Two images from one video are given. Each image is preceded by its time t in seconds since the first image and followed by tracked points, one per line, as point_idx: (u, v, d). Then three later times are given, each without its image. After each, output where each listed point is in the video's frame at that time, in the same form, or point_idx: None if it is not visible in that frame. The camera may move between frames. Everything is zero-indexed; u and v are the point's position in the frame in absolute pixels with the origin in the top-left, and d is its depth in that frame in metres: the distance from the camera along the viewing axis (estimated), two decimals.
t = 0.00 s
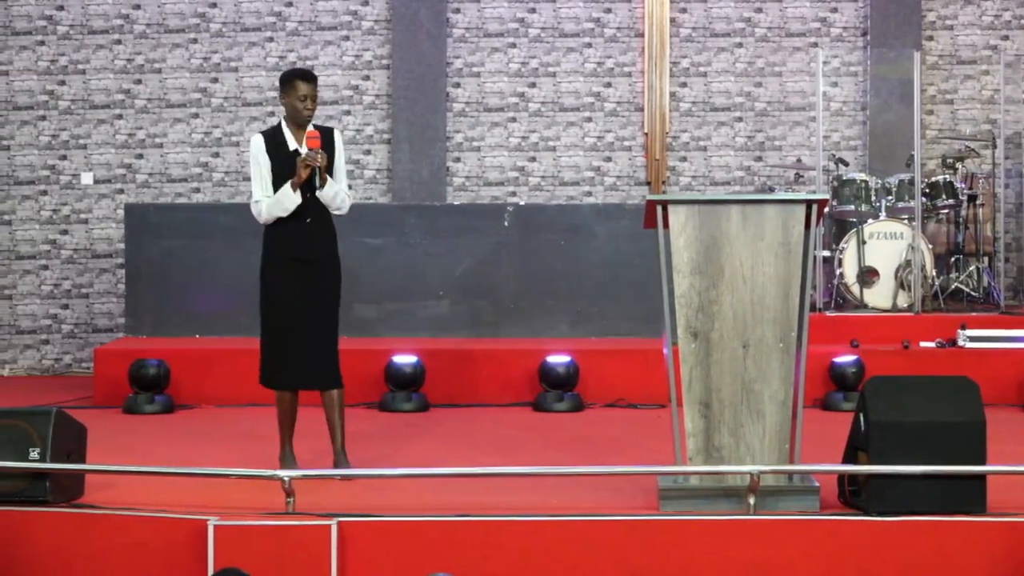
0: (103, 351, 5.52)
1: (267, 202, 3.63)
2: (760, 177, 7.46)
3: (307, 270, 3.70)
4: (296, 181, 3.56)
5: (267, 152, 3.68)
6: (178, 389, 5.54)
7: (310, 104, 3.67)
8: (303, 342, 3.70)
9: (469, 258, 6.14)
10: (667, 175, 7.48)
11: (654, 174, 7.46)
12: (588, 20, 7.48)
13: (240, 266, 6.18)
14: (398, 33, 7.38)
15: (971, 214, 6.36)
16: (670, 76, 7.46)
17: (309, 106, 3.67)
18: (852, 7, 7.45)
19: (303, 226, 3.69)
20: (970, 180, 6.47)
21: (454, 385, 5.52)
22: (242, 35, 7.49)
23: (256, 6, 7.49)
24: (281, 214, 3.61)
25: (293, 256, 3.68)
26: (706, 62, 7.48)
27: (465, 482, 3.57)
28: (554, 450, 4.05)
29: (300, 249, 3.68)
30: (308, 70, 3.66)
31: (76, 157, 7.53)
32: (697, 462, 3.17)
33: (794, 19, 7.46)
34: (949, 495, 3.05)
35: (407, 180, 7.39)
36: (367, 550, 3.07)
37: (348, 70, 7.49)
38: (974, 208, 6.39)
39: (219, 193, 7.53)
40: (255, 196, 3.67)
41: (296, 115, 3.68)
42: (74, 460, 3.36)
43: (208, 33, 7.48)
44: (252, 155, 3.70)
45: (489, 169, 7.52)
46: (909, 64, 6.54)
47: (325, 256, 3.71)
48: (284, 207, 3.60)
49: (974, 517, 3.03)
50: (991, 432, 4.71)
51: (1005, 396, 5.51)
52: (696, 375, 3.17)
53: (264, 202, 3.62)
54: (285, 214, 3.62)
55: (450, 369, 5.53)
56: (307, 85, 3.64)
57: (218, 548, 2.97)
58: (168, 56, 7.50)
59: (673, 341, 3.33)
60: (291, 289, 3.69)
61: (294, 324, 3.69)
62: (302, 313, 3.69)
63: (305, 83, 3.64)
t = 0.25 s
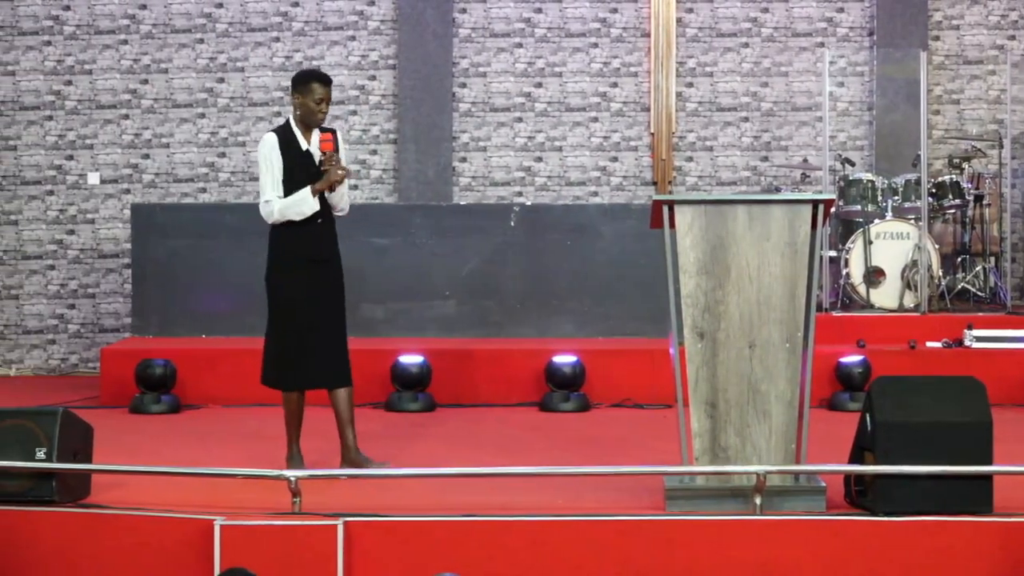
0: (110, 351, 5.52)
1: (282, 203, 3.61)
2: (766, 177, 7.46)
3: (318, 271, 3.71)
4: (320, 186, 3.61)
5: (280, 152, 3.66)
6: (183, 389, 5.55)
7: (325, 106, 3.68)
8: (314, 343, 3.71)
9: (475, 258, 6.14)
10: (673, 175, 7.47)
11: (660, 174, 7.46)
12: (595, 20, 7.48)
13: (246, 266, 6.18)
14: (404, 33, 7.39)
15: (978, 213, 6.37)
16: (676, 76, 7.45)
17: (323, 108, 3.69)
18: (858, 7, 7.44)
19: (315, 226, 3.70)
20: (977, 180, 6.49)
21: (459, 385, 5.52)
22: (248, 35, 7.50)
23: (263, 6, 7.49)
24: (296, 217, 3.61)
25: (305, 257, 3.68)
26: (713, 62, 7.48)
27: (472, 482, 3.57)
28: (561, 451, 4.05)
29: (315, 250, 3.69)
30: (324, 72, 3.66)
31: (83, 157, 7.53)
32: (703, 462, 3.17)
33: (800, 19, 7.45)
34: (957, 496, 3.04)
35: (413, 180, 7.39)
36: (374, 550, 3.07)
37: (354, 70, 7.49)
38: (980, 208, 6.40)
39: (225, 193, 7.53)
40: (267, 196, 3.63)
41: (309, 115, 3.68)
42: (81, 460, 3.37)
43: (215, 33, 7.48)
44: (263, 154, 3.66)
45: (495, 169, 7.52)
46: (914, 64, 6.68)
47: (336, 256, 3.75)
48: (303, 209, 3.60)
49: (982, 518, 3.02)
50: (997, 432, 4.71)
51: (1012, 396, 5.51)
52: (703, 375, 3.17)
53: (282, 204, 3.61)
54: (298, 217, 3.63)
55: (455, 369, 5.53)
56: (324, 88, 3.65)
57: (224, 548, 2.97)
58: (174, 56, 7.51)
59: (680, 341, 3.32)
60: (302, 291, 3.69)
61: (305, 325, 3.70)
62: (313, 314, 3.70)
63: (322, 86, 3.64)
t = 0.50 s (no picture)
0: (115, 351, 5.53)
1: (301, 202, 3.62)
2: (770, 177, 7.46)
3: (331, 270, 3.73)
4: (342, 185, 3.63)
5: (298, 150, 3.66)
6: (186, 389, 5.55)
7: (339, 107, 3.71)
8: (326, 342, 3.72)
9: (479, 258, 6.14)
10: (678, 175, 7.47)
11: (665, 174, 7.45)
12: (599, 20, 7.48)
13: (249, 265, 6.18)
14: (409, 33, 7.38)
15: (982, 214, 6.37)
16: (681, 76, 7.45)
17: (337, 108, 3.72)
18: (863, 7, 7.44)
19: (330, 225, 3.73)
20: (981, 180, 6.51)
21: (463, 384, 5.53)
22: (252, 35, 7.50)
23: (267, 6, 7.50)
24: (314, 216, 3.63)
25: (319, 255, 3.69)
26: (717, 62, 7.48)
27: (478, 482, 3.58)
28: (566, 450, 4.05)
29: (329, 247, 3.71)
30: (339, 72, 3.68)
31: (87, 157, 7.54)
32: (707, 462, 3.17)
33: (805, 19, 7.45)
34: (962, 496, 3.03)
35: (417, 179, 7.39)
36: (378, 550, 3.07)
37: (359, 70, 7.49)
38: (985, 208, 6.40)
39: (229, 193, 7.53)
40: (284, 195, 3.63)
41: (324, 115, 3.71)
42: (85, 460, 3.37)
43: (219, 33, 7.48)
44: (281, 151, 3.65)
45: (500, 170, 7.52)
46: (918, 64, 6.55)
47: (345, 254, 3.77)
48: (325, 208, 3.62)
49: (987, 518, 3.01)
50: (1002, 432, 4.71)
51: (1017, 396, 5.51)
52: (707, 375, 3.17)
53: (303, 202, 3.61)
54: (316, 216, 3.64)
55: (458, 369, 5.53)
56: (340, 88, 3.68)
57: (228, 548, 2.97)
58: (178, 56, 7.50)
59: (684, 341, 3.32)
60: (316, 289, 3.69)
61: (318, 324, 3.71)
62: (326, 313, 3.71)
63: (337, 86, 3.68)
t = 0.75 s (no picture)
0: (118, 351, 5.52)
1: (325, 203, 3.61)
2: (774, 177, 7.46)
3: (351, 270, 3.74)
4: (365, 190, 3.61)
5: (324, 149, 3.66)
6: (189, 388, 5.55)
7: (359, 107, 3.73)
8: (342, 342, 3.74)
9: (482, 258, 6.15)
10: (681, 175, 7.47)
11: (668, 174, 7.45)
12: (602, 20, 7.48)
13: (252, 265, 6.18)
14: (412, 33, 7.39)
15: (986, 213, 6.37)
16: (684, 76, 7.45)
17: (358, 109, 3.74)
18: (866, 7, 7.43)
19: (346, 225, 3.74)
20: (985, 180, 6.46)
21: (467, 385, 5.53)
22: (256, 36, 7.50)
23: (271, 6, 7.50)
24: (337, 217, 3.63)
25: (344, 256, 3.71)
26: (720, 62, 7.48)
27: (482, 481, 3.58)
28: (569, 451, 4.05)
29: (338, 248, 3.70)
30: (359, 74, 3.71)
31: (91, 157, 7.54)
32: (711, 463, 3.17)
33: (808, 19, 7.45)
34: (964, 496, 3.03)
35: (420, 180, 7.40)
36: (380, 548, 3.07)
37: (362, 70, 7.50)
38: (988, 208, 6.39)
39: (233, 193, 7.53)
40: (309, 194, 3.62)
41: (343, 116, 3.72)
42: (88, 459, 3.37)
43: (223, 33, 7.49)
44: (305, 151, 3.64)
45: (503, 170, 7.53)
46: (922, 64, 6.53)
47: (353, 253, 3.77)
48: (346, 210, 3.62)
49: (989, 518, 3.01)
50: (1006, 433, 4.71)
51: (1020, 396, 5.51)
52: (710, 375, 3.17)
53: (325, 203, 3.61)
54: (339, 217, 3.64)
55: (461, 370, 5.53)
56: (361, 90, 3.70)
57: (233, 548, 2.97)
58: (182, 56, 7.51)
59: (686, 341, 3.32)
60: (337, 290, 3.71)
61: (337, 324, 3.72)
62: (346, 314, 3.73)
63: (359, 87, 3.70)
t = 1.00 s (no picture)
0: (123, 351, 5.52)
1: (348, 203, 3.62)
2: (778, 177, 7.46)
3: (374, 270, 3.76)
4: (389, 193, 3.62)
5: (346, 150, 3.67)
6: (193, 388, 5.55)
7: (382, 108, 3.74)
8: (365, 342, 3.74)
9: (487, 259, 6.15)
10: (685, 175, 7.47)
11: (673, 174, 7.45)
12: (607, 20, 7.48)
13: (257, 265, 6.18)
14: (416, 34, 7.38)
15: (991, 214, 6.36)
16: (688, 76, 7.45)
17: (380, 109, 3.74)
18: (871, 7, 7.43)
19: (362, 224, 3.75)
20: (989, 180, 6.50)
21: (473, 384, 5.53)
22: (261, 36, 7.50)
23: (276, 6, 7.50)
24: (358, 219, 3.64)
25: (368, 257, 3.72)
26: (725, 62, 7.47)
27: (487, 481, 3.58)
28: (576, 451, 4.06)
29: (344, 249, 3.69)
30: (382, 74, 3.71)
31: (96, 157, 7.54)
32: (716, 463, 3.17)
33: (813, 19, 7.44)
34: (969, 496, 3.03)
35: (425, 180, 7.39)
36: (385, 549, 3.07)
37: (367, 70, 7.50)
38: (993, 208, 6.38)
39: (238, 193, 7.53)
40: (332, 194, 3.62)
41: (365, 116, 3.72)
42: (94, 460, 3.37)
43: (227, 33, 7.49)
44: (329, 152, 3.65)
45: (507, 170, 7.53)
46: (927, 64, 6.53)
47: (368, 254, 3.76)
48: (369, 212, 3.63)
49: (994, 518, 3.00)
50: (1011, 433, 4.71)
51: None
52: (715, 375, 3.17)
53: (348, 205, 3.62)
54: (361, 219, 3.65)
55: (466, 370, 5.53)
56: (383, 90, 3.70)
57: (238, 548, 2.97)
58: (187, 56, 7.51)
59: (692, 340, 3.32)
60: (360, 289, 3.71)
61: (359, 324, 3.72)
62: (368, 313, 3.73)
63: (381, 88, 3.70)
